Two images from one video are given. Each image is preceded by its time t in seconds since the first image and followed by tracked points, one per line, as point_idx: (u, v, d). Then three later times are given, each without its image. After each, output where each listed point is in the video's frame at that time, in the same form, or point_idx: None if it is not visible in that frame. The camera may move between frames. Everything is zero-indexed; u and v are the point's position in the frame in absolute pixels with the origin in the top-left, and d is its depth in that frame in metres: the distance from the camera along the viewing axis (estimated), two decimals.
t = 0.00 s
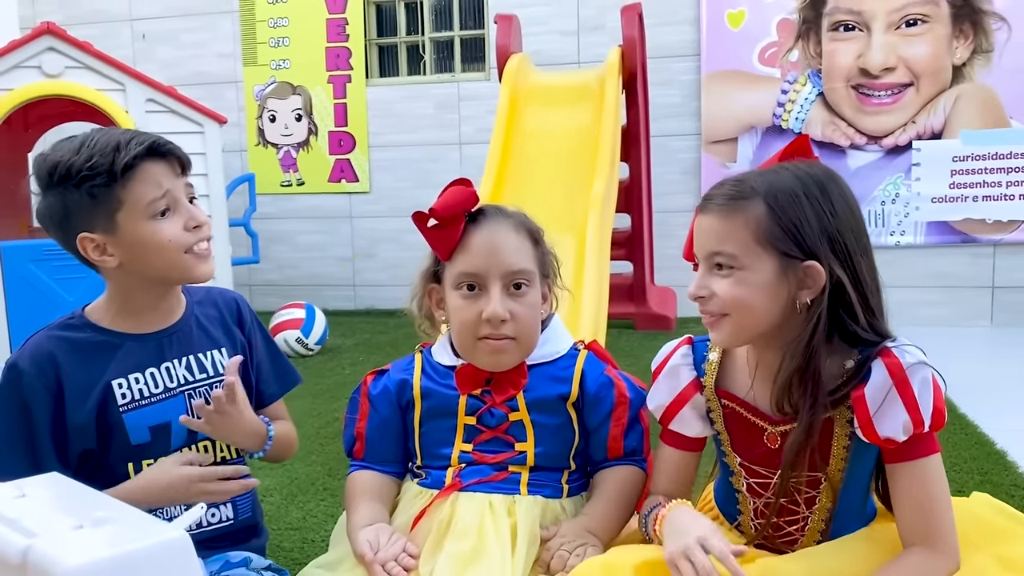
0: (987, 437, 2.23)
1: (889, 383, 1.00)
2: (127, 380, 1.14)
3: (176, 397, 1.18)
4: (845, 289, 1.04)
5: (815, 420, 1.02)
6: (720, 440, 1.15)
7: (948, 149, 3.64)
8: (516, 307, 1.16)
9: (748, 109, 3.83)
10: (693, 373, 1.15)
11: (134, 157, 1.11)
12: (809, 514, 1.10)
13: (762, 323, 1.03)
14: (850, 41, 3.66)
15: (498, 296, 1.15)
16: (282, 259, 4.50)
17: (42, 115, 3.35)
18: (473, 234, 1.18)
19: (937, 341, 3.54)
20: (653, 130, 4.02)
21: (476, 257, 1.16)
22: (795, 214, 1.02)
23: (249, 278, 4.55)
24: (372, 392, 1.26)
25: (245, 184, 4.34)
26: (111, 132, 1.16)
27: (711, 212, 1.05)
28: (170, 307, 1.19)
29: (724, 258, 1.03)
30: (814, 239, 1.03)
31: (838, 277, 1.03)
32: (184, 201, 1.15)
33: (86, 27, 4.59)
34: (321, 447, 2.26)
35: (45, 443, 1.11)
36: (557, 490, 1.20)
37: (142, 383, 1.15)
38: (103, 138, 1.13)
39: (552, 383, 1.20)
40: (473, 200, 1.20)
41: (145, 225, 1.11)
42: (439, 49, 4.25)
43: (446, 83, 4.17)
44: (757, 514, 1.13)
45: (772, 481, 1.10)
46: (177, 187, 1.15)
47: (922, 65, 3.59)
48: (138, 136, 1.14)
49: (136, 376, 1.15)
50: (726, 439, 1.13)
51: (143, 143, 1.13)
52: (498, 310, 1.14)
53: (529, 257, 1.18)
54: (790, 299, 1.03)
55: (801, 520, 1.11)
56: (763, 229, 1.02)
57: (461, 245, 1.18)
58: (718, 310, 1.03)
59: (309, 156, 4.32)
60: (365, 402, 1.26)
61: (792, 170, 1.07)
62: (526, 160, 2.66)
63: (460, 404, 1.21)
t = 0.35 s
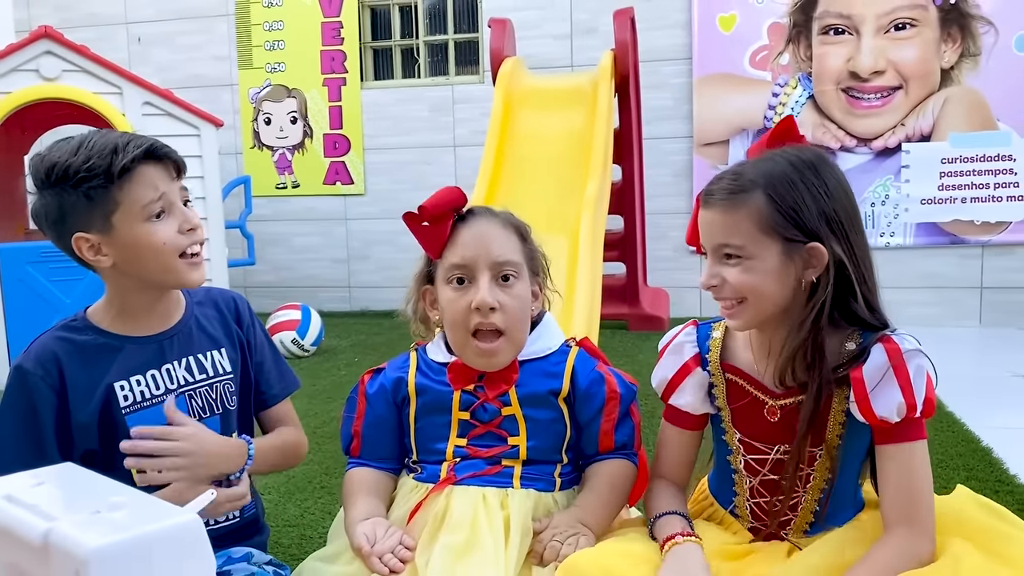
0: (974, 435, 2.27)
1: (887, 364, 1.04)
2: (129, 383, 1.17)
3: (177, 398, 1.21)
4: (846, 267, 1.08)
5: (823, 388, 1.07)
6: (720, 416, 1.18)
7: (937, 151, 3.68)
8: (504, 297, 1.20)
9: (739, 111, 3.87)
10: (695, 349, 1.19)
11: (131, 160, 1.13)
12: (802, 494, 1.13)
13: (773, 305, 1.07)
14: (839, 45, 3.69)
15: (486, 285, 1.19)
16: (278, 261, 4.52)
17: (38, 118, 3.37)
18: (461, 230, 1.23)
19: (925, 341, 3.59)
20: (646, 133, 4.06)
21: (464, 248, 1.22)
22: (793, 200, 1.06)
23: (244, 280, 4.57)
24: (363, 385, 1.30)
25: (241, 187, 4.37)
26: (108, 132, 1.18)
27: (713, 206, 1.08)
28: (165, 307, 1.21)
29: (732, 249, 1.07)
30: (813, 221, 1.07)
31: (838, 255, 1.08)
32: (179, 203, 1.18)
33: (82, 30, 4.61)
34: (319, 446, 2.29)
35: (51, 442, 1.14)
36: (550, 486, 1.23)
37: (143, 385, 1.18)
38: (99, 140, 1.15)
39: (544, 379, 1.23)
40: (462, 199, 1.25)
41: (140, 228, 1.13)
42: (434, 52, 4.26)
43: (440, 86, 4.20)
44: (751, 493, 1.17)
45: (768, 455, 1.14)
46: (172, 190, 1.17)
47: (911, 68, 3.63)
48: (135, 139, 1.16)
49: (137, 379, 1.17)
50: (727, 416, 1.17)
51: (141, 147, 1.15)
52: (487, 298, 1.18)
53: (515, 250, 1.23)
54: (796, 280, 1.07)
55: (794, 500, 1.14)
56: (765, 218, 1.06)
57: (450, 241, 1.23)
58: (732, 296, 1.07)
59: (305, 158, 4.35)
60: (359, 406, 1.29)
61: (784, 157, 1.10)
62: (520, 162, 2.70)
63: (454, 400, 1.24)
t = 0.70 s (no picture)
0: (965, 433, 2.29)
1: (863, 361, 1.06)
2: (123, 383, 1.17)
3: (172, 397, 1.21)
4: (825, 266, 1.10)
5: (801, 382, 1.09)
6: (703, 410, 1.19)
7: (928, 152, 3.71)
8: (439, 279, 1.20)
9: (733, 112, 3.89)
10: (682, 343, 1.19)
11: (126, 163, 1.12)
12: (784, 484, 1.14)
13: (758, 302, 1.08)
14: (832, 45, 3.71)
15: (428, 268, 1.22)
16: (273, 261, 4.53)
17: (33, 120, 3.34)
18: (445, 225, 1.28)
19: (917, 340, 3.61)
20: (640, 133, 4.07)
21: (439, 238, 1.24)
22: (776, 198, 1.07)
23: (238, 280, 4.57)
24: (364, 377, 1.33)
25: (235, 187, 4.37)
26: (119, 130, 1.17)
27: (699, 206, 1.09)
28: (152, 309, 1.20)
29: (719, 248, 1.07)
30: (796, 219, 1.08)
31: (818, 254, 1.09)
32: (171, 211, 1.16)
33: (75, 30, 4.60)
34: (315, 445, 2.30)
35: (48, 445, 1.13)
36: (547, 483, 1.24)
37: (138, 385, 1.18)
38: (102, 137, 1.14)
39: (540, 375, 1.24)
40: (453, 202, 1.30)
41: (127, 230, 1.12)
42: (428, 53, 4.28)
43: (435, 86, 4.21)
44: (735, 485, 1.17)
45: (749, 447, 1.15)
46: (166, 197, 1.15)
47: (903, 69, 3.66)
48: (136, 142, 1.15)
49: (131, 378, 1.18)
50: (710, 409, 1.18)
51: (138, 151, 1.13)
52: (422, 279, 1.20)
53: (472, 240, 1.23)
54: (781, 276, 1.09)
55: (776, 490, 1.15)
56: (750, 218, 1.07)
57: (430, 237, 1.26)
58: (720, 293, 1.08)
59: (299, 159, 4.35)
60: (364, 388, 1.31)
61: (765, 156, 1.12)
62: (514, 161, 2.71)
63: (451, 394, 1.25)
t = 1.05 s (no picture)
0: (959, 432, 2.30)
1: (888, 370, 1.06)
2: (117, 382, 1.16)
3: (167, 397, 1.21)
4: (849, 269, 1.10)
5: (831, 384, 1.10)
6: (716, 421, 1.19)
7: (920, 151, 3.72)
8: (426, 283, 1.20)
9: (725, 111, 3.89)
10: (696, 356, 1.18)
11: (129, 167, 1.10)
12: (797, 495, 1.15)
13: (779, 302, 1.07)
14: (824, 45, 3.72)
15: (415, 275, 1.22)
16: (265, 260, 4.52)
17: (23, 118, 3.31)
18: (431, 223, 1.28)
19: (909, 339, 3.62)
20: (633, 132, 4.07)
21: (421, 242, 1.24)
22: (806, 196, 1.08)
23: (230, 279, 4.56)
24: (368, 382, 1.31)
25: (227, 186, 4.35)
26: (144, 132, 1.16)
27: (727, 198, 1.09)
28: (139, 312, 1.18)
29: (745, 241, 1.07)
30: (823, 221, 1.08)
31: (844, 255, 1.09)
32: (168, 223, 1.14)
33: (65, 28, 4.57)
34: (308, 444, 2.29)
35: (39, 444, 1.12)
36: (538, 483, 1.22)
37: (132, 384, 1.17)
38: (119, 137, 1.13)
39: (532, 376, 1.23)
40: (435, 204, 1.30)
41: (117, 232, 1.11)
42: (421, 52, 4.26)
43: (427, 85, 4.20)
44: (746, 496, 1.18)
45: (764, 460, 1.15)
46: (164, 208, 1.13)
47: (895, 69, 3.66)
48: (151, 149, 1.13)
49: (126, 378, 1.17)
50: (722, 419, 1.18)
51: (145, 159, 1.11)
52: (410, 286, 1.20)
53: (454, 238, 1.22)
54: (804, 277, 1.08)
55: (789, 501, 1.16)
56: (780, 212, 1.06)
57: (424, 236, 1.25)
58: (741, 289, 1.06)
59: (291, 158, 4.34)
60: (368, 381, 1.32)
61: (796, 158, 1.12)
62: (509, 159, 2.71)
63: (445, 388, 1.25)
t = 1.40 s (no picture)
0: (956, 431, 2.29)
1: (866, 377, 1.03)
2: (113, 383, 1.14)
3: (163, 398, 1.18)
4: (825, 273, 1.07)
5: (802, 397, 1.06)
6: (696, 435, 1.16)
7: (915, 150, 3.71)
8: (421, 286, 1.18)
9: (720, 110, 3.88)
10: (672, 367, 1.15)
11: (171, 168, 1.11)
12: (786, 509, 1.13)
13: (746, 303, 1.04)
14: (819, 43, 3.71)
15: (410, 277, 1.19)
16: (257, 259, 4.49)
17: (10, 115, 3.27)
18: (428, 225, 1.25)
19: (904, 338, 3.62)
20: (627, 130, 4.05)
21: (417, 246, 1.22)
22: (781, 197, 1.05)
23: (222, 278, 4.52)
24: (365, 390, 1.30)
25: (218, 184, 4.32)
26: (168, 134, 1.17)
27: (701, 192, 1.07)
28: (150, 310, 1.18)
29: (717, 234, 1.04)
30: (797, 222, 1.06)
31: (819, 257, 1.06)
32: (197, 223, 1.16)
33: (54, 25, 4.52)
34: (301, 446, 2.27)
35: (32, 449, 1.09)
36: (536, 487, 1.19)
37: (128, 386, 1.15)
38: (151, 137, 1.14)
39: (530, 380, 1.21)
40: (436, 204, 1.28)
41: (150, 231, 1.11)
42: (414, 49, 4.25)
43: (420, 82, 4.17)
44: (732, 510, 1.16)
45: (747, 473, 1.13)
46: (195, 209, 1.15)
47: (890, 67, 3.66)
48: (184, 150, 1.15)
49: (122, 379, 1.14)
50: (701, 434, 1.15)
51: (186, 161, 1.13)
52: (403, 288, 1.18)
53: (452, 242, 1.20)
54: (774, 280, 1.05)
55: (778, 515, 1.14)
56: (752, 208, 1.04)
57: (421, 236, 1.22)
58: (706, 287, 1.03)
59: (284, 155, 4.30)
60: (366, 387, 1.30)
61: (778, 162, 1.10)
62: (504, 157, 2.68)
63: (441, 393, 1.23)
